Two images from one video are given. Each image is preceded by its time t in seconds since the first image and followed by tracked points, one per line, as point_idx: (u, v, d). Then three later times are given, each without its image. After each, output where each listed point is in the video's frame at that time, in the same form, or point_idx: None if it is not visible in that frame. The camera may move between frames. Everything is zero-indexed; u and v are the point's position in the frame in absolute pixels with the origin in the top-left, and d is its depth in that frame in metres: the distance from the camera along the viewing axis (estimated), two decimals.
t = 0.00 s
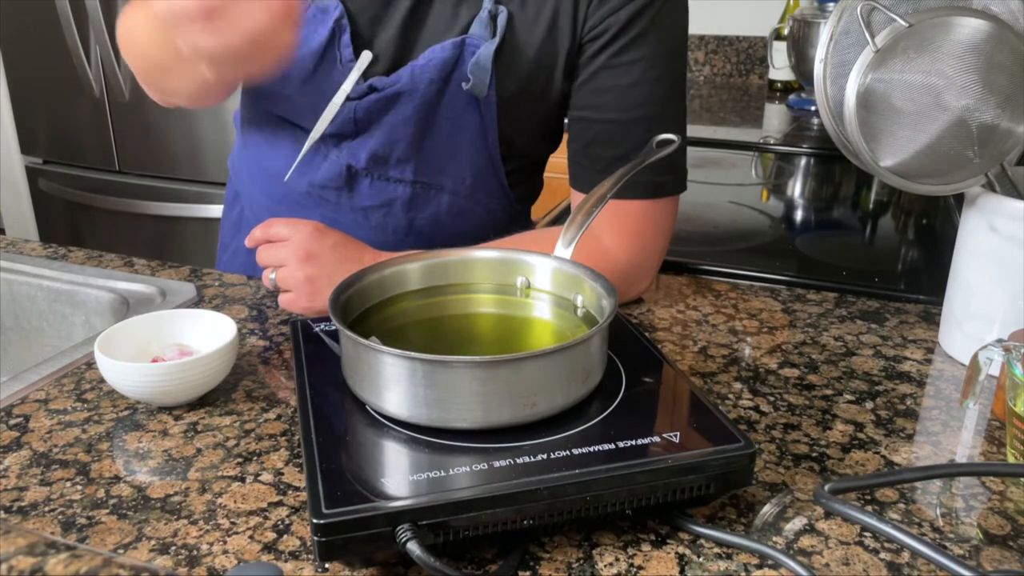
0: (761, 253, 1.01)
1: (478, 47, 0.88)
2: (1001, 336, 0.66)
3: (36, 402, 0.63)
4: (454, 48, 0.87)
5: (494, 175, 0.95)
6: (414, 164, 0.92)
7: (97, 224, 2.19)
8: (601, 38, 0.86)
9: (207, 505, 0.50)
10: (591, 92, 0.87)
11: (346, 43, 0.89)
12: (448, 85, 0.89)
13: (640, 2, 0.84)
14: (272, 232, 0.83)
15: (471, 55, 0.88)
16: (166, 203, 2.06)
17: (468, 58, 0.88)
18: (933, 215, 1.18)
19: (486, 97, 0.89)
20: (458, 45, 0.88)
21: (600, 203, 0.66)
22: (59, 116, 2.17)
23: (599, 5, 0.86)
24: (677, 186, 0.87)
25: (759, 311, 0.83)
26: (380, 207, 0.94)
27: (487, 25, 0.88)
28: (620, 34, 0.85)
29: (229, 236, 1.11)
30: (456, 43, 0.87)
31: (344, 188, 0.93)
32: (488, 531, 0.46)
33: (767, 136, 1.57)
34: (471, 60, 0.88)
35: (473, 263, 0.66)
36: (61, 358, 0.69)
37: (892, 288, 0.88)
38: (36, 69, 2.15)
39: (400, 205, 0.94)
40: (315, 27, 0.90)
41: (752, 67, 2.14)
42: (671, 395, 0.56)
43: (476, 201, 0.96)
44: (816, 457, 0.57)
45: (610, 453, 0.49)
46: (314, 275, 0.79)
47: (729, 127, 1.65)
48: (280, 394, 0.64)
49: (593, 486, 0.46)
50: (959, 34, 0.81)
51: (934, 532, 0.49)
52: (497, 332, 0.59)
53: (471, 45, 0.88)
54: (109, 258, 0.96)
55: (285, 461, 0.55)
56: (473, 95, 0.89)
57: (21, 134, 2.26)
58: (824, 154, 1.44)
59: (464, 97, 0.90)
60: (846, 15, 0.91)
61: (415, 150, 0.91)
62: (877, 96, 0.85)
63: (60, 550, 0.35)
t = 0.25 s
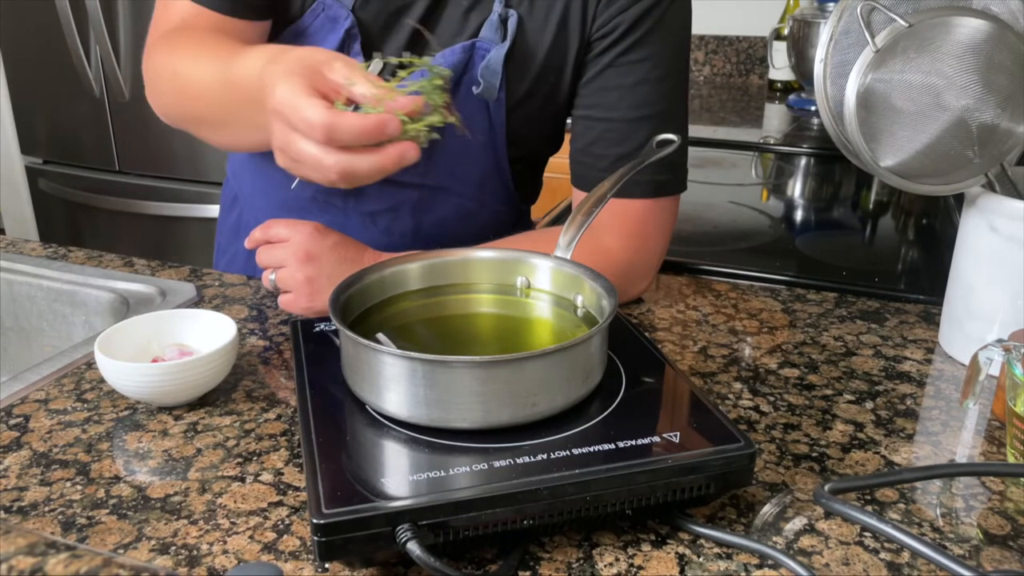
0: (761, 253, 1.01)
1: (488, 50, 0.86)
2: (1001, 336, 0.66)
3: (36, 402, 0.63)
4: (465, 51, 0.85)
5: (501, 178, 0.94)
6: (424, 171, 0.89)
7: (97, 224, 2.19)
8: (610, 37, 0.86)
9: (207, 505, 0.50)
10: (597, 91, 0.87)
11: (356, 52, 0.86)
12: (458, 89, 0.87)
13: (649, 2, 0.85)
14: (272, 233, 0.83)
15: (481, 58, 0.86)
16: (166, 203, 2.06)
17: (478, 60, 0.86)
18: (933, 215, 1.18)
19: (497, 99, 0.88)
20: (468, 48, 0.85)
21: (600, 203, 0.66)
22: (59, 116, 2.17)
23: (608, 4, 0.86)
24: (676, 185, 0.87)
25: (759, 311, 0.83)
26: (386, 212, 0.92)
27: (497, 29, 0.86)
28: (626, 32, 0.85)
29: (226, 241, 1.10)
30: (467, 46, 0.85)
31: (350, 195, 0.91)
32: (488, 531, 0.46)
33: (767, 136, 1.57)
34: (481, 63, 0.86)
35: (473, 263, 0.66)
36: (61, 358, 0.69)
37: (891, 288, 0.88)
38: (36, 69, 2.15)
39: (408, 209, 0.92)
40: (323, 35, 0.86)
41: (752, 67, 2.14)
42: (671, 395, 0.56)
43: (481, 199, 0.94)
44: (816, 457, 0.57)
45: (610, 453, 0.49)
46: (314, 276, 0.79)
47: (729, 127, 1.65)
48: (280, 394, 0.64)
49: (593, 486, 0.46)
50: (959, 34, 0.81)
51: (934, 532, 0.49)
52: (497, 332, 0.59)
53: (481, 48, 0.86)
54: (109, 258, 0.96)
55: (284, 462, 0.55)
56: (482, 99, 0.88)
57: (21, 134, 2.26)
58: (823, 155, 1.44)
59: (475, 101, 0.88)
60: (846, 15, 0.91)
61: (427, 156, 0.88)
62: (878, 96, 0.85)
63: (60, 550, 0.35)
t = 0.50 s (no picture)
0: (761, 253, 1.01)
1: (490, 52, 0.86)
2: (1001, 337, 0.66)
3: (36, 402, 0.63)
4: (466, 53, 0.85)
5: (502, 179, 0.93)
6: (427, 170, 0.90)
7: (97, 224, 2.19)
8: (613, 37, 0.86)
9: (207, 505, 0.50)
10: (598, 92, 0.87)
11: (359, 55, 0.86)
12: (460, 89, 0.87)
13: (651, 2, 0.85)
14: (272, 233, 0.83)
15: (483, 60, 0.86)
16: (166, 203, 2.06)
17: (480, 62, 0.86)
18: (933, 215, 1.18)
19: (499, 100, 0.88)
20: (471, 49, 0.85)
21: (600, 203, 0.66)
22: (59, 116, 2.17)
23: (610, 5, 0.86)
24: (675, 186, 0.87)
25: (759, 311, 0.83)
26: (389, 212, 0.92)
27: (500, 30, 0.86)
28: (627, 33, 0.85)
29: (224, 243, 1.10)
30: (469, 48, 0.85)
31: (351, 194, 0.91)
32: (487, 531, 0.46)
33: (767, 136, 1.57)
34: (483, 65, 0.86)
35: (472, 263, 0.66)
36: (61, 358, 0.69)
37: (891, 288, 0.88)
38: (36, 69, 2.14)
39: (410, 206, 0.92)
40: (326, 37, 0.86)
41: (752, 67, 2.14)
42: (671, 395, 0.56)
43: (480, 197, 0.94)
44: (816, 457, 0.57)
45: (610, 453, 0.49)
46: (314, 276, 0.79)
47: (729, 127, 1.65)
48: (280, 394, 0.64)
49: (593, 486, 0.46)
50: (959, 34, 0.81)
51: (934, 532, 0.49)
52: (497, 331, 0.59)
53: (484, 50, 0.86)
54: (109, 259, 0.96)
55: (284, 461, 0.55)
56: (485, 100, 0.88)
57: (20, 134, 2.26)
58: (823, 155, 1.44)
59: (477, 102, 0.88)
60: (846, 15, 0.91)
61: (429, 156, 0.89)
62: (878, 95, 0.85)
63: (60, 550, 0.35)
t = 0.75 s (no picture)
0: (761, 253, 1.01)
1: (490, 54, 0.86)
2: (1001, 337, 0.66)
3: (36, 402, 0.63)
4: (466, 56, 0.85)
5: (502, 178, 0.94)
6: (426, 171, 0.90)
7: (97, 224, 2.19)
8: (613, 38, 0.86)
9: (207, 505, 0.50)
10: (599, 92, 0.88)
11: (359, 57, 0.86)
12: (460, 92, 0.87)
13: (651, 3, 0.85)
14: (272, 233, 0.83)
15: (483, 62, 0.86)
16: (166, 203, 2.06)
17: (479, 65, 0.86)
18: (933, 215, 1.18)
19: (499, 102, 0.88)
20: (471, 51, 0.86)
21: (600, 203, 0.66)
22: (59, 116, 2.17)
23: (609, 5, 0.85)
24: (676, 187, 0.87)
25: (759, 311, 0.83)
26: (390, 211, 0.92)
27: (500, 32, 0.86)
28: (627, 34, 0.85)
29: (223, 244, 1.10)
30: (469, 49, 0.85)
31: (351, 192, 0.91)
32: (488, 531, 0.46)
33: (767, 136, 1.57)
34: (483, 67, 0.86)
35: (473, 262, 0.66)
36: (61, 358, 0.69)
37: (891, 288, 0.88)
38: (36, 69, 2.14)
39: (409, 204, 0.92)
40: (327, 41, 0.86)
41: (752, 68, 2.14)
42: (671, 395, 0.56)
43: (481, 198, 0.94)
44: (816, 457, 0.57)
45: (610, 453, 0.49)
46: (314, 275, 0.79)
47: (729, 127, 1.65)
48: (280, 394, 0.64)
49: (593, 486, 0.46)
50: (959, 34, 0.81)
51: (934, 532, 0.49)
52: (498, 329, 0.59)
53: (484, 52, 0.86)
54: (109, 259, 0.96)
55: (285, 461, 0.55)
56: (485, 102, 0.88)
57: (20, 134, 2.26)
58: (823, 154, 1.44)
59: (477, 104, 0.88)
60: (846, 15, 0.91)
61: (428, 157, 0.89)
62: (878, 96, 0.85)
63: (60, 550, 0.35)
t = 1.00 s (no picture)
0: (761, 253, 1.01)
1: (445, 21, 0.81)
2: (1001, 337, 0.66)
3: (36, 402, 0.63)
4: (422, 26, 0.81)
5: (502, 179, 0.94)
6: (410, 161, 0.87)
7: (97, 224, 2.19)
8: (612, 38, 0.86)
9: (207, 505, 0.50)
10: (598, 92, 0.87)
11: (324, 48, 0.82)
12: (423, 66, 0.83)
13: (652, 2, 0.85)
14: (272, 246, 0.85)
15: (439, 29, 0.81)
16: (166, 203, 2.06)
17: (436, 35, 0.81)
18: (933, 215, 1.18)
19: (462, 71, 0.83)
20: (424, 21, 0.81)
21: (601, 205, 0.66)
22: (59, 116, 2.17)
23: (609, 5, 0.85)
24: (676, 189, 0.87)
25: (759, 311, 0.83)
26: (379, 205, 0.90)
27: None
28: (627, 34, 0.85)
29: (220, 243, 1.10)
30: (422, 19, 0.81)
31: (340, 184, 0.88)
32: (488, 531, 0.46)
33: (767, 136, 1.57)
34: (440, 34, 0.81)
35: (471, 263, 0.65)
36: (61, 358, 0.69)
37: (891, 288, 0.88)
38: (36, 70, 2.14)
39: (398, 192, 0.89)
40: (285, 32, 0.83)
41: (752, 68, 2.14)
42: (671, 395, 0.56)
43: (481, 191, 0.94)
44: (816, 457, 0.57)
45: (610, 453, 0.49)
46: (314, 282, 0.80)
47: (729, 127, 1.65)
48: (280, 394, 0.64)
49: (593, 486, 0.46)
50: (959, 35, 0.81)
51: (934, 532, 0.49)
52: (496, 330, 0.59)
53: (438, 19, 0.81)
54: (109, 259, 0.96)
55: (285, 461, 0.55)
56: (447, 72, 0.83)
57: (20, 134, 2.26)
58: (823, 155, 1.44)
59: (444, 81, 0.84)
60: (846, 15, 0.91)
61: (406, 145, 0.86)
62: (878, 96, 0.85)
63: (60, 550, 0.35)
